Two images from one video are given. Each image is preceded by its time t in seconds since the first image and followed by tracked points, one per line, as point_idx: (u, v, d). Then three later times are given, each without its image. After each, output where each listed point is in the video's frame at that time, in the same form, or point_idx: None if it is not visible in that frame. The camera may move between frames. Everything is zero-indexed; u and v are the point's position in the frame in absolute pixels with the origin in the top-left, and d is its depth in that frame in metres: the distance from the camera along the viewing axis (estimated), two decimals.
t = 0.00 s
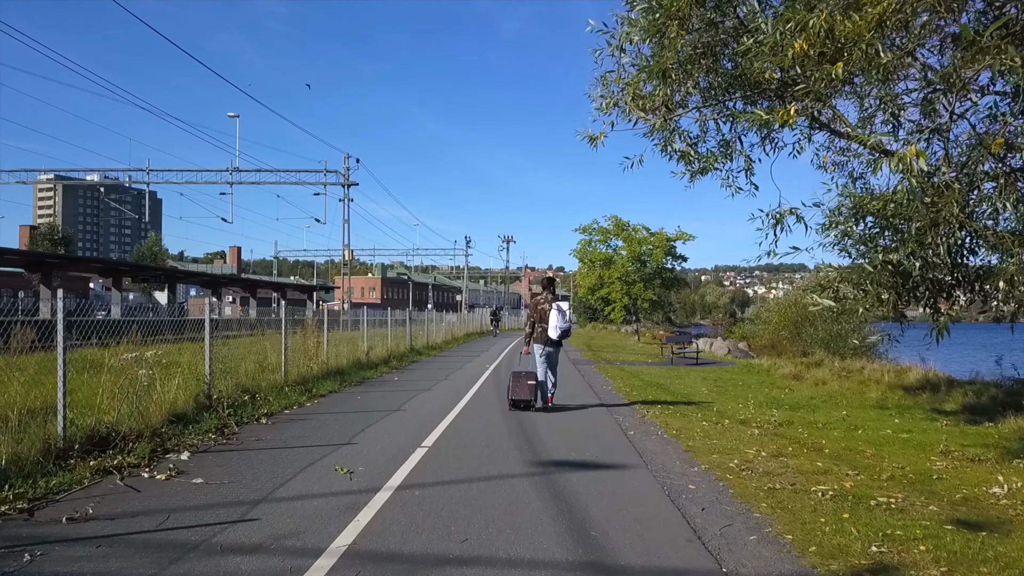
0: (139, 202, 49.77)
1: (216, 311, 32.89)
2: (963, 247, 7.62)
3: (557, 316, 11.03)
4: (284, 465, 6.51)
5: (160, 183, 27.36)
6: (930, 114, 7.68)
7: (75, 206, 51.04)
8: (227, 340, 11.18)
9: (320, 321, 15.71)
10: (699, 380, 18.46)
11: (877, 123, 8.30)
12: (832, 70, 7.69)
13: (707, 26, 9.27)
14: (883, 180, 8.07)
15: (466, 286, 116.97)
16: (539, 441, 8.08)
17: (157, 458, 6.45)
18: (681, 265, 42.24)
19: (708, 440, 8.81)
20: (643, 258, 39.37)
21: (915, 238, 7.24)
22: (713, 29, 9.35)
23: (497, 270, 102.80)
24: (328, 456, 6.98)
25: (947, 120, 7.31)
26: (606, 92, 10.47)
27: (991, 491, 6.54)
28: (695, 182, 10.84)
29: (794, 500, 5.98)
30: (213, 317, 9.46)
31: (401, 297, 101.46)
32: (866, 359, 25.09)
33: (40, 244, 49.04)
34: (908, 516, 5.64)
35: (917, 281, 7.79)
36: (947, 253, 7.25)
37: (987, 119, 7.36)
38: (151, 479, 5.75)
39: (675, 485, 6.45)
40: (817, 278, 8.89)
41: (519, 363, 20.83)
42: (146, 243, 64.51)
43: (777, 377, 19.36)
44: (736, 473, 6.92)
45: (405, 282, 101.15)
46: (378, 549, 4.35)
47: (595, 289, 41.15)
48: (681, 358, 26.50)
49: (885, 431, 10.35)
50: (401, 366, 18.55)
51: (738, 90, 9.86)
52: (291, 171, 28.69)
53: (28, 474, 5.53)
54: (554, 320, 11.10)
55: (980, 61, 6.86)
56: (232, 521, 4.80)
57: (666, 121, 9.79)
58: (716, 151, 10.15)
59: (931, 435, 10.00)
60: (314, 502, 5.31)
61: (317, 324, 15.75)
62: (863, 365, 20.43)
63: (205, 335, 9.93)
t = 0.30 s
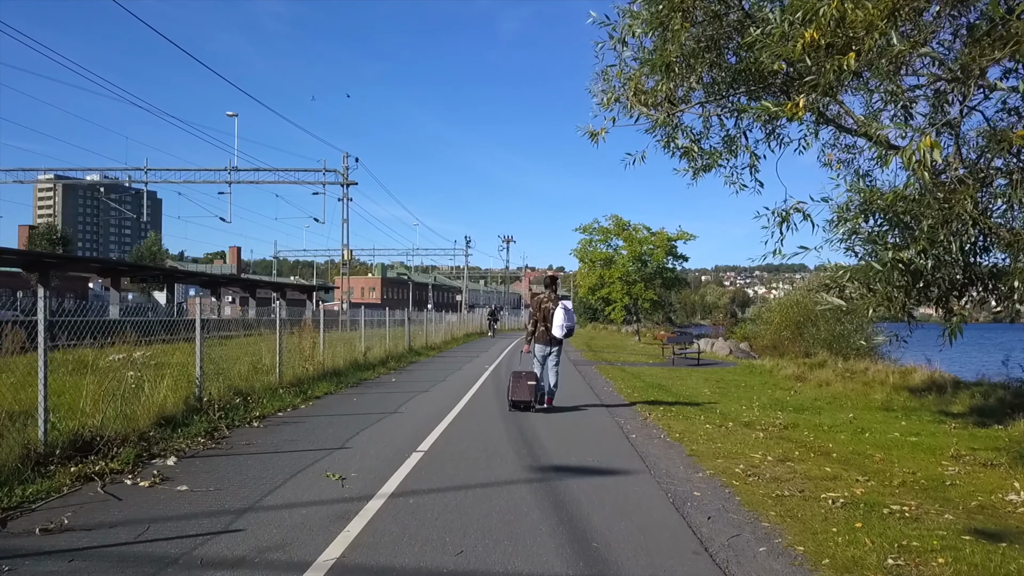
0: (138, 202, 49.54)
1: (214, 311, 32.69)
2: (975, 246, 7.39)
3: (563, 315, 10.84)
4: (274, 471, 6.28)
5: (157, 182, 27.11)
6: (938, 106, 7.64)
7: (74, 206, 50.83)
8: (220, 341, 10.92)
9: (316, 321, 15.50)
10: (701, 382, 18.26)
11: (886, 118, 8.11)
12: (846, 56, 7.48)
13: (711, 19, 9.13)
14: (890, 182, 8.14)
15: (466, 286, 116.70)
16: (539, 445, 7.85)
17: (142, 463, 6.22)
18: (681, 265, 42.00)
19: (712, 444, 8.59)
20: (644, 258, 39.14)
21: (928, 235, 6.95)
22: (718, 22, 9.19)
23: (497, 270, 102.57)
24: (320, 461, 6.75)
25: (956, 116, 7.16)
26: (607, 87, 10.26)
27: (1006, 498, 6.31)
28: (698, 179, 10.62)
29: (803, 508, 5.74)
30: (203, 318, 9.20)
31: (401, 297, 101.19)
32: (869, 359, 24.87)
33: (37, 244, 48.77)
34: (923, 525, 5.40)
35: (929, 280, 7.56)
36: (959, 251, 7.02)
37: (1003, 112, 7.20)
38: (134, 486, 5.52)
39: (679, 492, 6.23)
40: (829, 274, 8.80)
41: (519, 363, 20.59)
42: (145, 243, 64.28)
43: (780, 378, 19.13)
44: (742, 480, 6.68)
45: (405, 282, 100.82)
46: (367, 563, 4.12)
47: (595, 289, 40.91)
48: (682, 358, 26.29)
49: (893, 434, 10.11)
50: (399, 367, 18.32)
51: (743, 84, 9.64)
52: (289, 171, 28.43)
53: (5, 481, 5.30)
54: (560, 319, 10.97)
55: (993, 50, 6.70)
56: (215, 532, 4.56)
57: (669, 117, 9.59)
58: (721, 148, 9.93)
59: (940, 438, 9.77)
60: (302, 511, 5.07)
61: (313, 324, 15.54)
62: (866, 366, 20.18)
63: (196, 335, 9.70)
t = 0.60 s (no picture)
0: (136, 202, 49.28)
1: (213, 312, 32.44)
2: (991, 246, 7.13)
3: (562, 316, 10.64)
4: (262, 480, 6.04)
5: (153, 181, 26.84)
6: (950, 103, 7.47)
7: (74, 207, 50.68)
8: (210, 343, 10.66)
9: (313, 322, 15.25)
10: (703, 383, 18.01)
11: (896, 113, 7.94)
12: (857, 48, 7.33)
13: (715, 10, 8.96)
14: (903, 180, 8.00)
15: (466, 286, 116.46)
16: (538, 451, 7.59)
17: (125, 472, 5.98)
18: (682, 265, 41.75)
19: (717, 449, 8.34)
20: (644, 257, 38.89)
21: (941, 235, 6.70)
22: (723, 14, 9.03)
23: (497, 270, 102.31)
24: (311, 469, 6.51)
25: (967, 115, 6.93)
26: (608, 83, 10.03)
27: None
28: (701, 177, 10.38)
29: (814, 520, 5.49)
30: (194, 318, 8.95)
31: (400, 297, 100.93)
32: (872, 360, 24.61)
33: (35, 244, 48.49)
34: (941, 538, 5.15)
35: (942, 282, 7.30)
36: (974, 251, 6.76)
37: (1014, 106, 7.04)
38: (115, 497, 5.28)
39: (684, 501, 5.98)
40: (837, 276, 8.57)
41: (518, 365, 20.32)
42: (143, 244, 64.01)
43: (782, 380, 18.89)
44: (749, 488, 6.42)
45: (405, 282, 100.56)
46: None
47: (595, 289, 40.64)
48: (684, 359, 26.04)
49: (901, 439, 9.85)
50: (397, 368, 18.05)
51: (749, 80, 9.43)
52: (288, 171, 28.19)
53: None
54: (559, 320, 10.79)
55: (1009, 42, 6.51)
56: (195, 547, 4.32)
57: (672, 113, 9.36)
58: (725, 145, 9.68)
59: (950, 443, 9.51)
60: (289, 525, 4.83)
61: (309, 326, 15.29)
62: (870, 367, 19.93)
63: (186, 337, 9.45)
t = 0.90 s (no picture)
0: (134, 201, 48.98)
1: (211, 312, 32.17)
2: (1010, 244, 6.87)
3: (556, 316, 10.48)
4: (247, 487, 5.76)
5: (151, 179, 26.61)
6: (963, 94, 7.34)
7: (73, 206, 50.49)
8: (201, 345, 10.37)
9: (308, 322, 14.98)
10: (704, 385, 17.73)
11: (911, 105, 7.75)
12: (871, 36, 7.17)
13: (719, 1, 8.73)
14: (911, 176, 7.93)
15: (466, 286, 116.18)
16: (537, 457, 7.32)
17: (103, 480, 5.71)
18: (683, 265, 41.48)
19: (721, 454, 8.07)
20: (645, 257, 38.62)
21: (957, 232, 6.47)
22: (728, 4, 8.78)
23: (497, 271, 102.04)
24: (299, 476, 6.23)
25: (985, 102, 6.61)
26: (608, 77, 9.77)
27: None
28: (704, 173, 10.12)
29: (827, 531, 5.21)
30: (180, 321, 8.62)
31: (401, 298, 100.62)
32: (876, 361, 24.34)
33: (33, 244, 48.20)
34: (961, 550, 4.86)
35: (958, 281, 7.08)
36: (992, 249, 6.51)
37: None
38: (88, 507, 4.99)
39: (690, 511, 5.70)
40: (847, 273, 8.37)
41: (518, 366, 20.04)
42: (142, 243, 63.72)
43: (786, 381, 18.61)
44: (757, 496, 6.14)
45: (405, 282, 100.31)
46: None
47: (596, 289, 40.33)
48: (685, 360, 25.76)
49: (911, 442, 9.57)
50: (394, 369, 17.77)
51: (754, 74, 9.21)
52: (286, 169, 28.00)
53: None
54: (554, 320, 10.59)
55: None
56: (169, 562, 4.04)
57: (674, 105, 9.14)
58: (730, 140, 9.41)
59: (961, 447, 9.23)
60: (272, 537, 4.55)
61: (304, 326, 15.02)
62: (875, 368, 19.65)
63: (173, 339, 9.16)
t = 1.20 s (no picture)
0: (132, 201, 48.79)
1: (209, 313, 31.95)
2: None
3: (555, 315, 10.29)
4: (235, 494, 5.52)
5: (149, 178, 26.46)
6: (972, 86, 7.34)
7: (72, 206, 50.29)
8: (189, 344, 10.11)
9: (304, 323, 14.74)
10: (706, 385, 17.48)
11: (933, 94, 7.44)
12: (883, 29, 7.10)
13: None
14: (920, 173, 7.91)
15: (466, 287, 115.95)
16: (537, 461, 7.09)
17: (84, 486, 5.48)
18: (684, 265, 41.26)
19: (727, 458, 7.82)
20: (646, 257, 38.40)
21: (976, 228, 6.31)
22: None
23: (497, 270, 101.80)
24: (291, 481, 5.99)
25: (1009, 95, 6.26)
26: (610, 70, 9.54)
27: None
28: (708, 170, 9.89)
29: (841, 540, 4.96)
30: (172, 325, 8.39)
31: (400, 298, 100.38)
32: (880, 361, 24.09)
33: (31, 243, 47.99)
34: (984, 562, 4.62)
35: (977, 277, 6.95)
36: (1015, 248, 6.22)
37: None
38: (66, 516, 4.75)
39: (697, 518, 5.45)
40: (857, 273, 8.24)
41: (517, 366, 19.79)
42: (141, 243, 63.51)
43: (789, 382, 18.36)
44: (766, 503, 5.89)
45: (405, 282, 100.11)
46: None
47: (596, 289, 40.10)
48: (687, 360, 25.52)
49: (920, 445, 9.32)
50: (392, 369, 17.53)
51: (760, 68, 8.99)
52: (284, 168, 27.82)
53: None
54: (554, 319, 10.37)
55: None
56: None
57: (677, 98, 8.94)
58: (736, 135, 9.16)
59: (973, 450, 8.98)
60: (257, 549, 4.31)
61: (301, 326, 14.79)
62: (879, 369, 19.40)
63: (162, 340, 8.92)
